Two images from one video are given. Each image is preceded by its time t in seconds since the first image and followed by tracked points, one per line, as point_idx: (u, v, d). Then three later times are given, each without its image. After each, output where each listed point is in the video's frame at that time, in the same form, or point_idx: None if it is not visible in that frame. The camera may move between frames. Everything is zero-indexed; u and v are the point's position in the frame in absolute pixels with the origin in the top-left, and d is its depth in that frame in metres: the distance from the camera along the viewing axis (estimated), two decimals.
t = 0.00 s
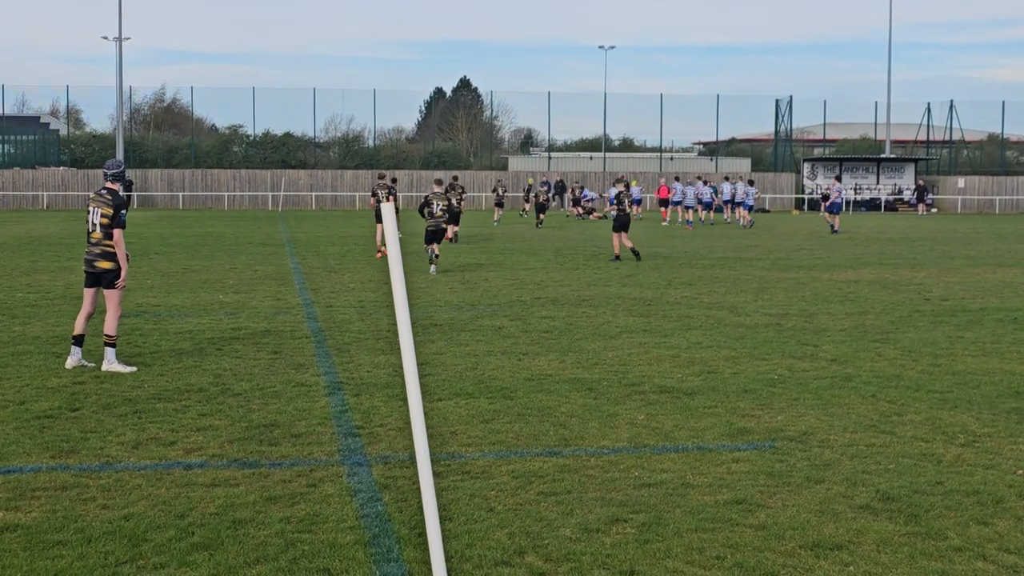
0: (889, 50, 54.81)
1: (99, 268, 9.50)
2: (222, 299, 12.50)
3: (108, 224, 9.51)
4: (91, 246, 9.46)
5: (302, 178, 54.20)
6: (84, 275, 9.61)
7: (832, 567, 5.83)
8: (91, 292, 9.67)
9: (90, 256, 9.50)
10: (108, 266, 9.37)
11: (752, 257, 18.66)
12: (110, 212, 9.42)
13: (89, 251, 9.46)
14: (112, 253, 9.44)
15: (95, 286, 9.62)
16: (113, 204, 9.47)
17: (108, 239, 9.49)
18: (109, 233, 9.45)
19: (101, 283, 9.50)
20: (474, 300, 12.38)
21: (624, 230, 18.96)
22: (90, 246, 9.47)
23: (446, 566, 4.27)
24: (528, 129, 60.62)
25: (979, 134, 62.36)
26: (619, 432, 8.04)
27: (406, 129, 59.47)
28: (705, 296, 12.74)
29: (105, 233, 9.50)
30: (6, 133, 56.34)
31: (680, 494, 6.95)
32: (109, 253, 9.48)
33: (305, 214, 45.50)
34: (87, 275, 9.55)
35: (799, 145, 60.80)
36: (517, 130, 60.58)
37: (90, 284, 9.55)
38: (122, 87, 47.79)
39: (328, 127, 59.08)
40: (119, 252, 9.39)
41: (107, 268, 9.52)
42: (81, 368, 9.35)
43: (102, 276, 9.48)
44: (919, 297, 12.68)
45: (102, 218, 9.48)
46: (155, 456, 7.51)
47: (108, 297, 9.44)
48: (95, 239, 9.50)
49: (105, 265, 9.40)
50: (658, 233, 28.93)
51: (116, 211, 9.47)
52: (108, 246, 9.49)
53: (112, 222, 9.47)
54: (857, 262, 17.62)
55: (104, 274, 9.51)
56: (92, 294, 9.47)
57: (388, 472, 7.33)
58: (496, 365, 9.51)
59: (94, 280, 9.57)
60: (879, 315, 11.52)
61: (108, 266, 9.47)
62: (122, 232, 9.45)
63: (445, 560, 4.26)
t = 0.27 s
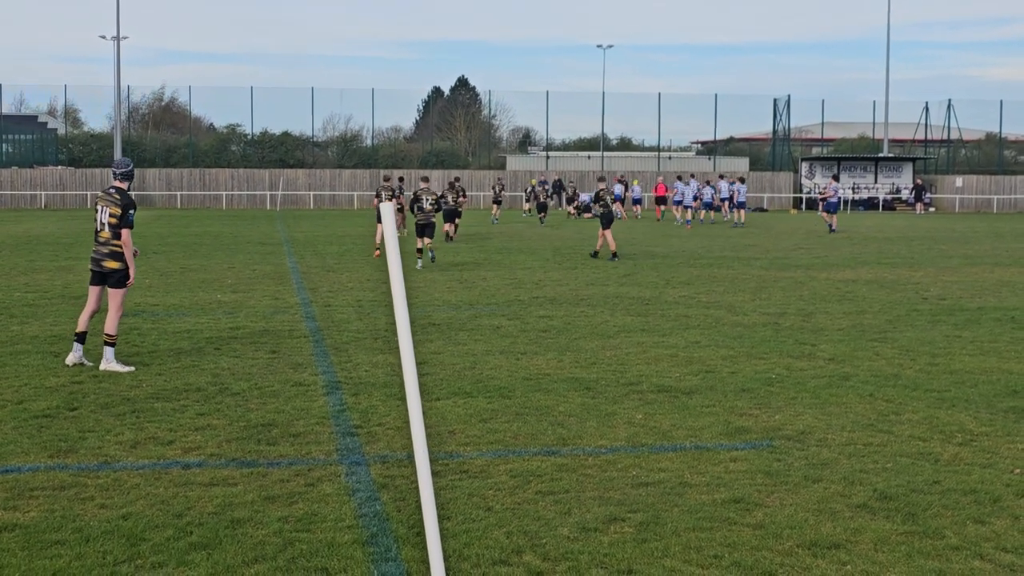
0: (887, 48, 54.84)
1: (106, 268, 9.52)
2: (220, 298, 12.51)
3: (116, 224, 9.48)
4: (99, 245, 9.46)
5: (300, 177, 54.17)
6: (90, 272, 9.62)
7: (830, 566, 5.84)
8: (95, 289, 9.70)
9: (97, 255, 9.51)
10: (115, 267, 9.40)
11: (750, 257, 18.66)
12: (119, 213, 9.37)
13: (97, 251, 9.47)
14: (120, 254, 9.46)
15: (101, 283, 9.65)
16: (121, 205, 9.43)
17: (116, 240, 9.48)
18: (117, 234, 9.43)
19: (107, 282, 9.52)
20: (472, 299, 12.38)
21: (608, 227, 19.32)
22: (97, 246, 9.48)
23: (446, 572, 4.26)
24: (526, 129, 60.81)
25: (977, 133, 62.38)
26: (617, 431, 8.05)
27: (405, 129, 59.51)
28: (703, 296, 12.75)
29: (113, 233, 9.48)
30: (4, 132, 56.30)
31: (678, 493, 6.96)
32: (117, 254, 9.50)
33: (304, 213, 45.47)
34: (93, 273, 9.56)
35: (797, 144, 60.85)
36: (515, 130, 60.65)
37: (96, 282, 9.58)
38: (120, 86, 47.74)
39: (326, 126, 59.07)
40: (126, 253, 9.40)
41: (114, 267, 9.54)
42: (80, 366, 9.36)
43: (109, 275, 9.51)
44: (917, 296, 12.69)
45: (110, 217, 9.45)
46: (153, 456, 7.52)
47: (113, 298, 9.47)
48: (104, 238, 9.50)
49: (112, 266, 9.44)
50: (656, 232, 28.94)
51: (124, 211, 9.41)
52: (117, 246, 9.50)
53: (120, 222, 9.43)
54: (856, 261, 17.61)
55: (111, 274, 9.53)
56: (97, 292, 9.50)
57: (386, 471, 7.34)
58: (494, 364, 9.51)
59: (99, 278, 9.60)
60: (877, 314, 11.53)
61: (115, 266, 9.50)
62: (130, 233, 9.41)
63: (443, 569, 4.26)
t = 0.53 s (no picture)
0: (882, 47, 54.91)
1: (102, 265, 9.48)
2: (214, 296, 12.50)
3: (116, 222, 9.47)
4: (95, 243, 9.42)
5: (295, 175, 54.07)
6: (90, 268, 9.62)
7: (823, 564, 5.85)
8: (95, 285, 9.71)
9: (94, 251, 9.47)
10: (110, 265, 9.36)
11: (745, 255, 18.66)
12: (119, 212, 9.37)
13: (93, 247, 9.42)
14: (116, 253, 9.41)
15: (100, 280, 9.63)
16: (123, 204, 9.42)
17: (113, 238, 9.44)
18: (116, 232, 9.42)
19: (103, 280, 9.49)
20: (467, 297, 12.38)
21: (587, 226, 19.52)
22: (95, 242, 9.44)
23: None
24: (520, 127, 60.98)
25: (972, 131, 62.45)
26: (612, 429, 8.05)
27: (399, 127, 59.50)
28: (697, 294, 12.75)
29: (111, 231, 9.45)
30: None
31: (673, 491, 6.97)
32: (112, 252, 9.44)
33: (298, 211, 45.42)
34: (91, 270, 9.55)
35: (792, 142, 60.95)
36: (510, 128, 60.84)
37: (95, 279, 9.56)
38: (114, 84, 47.60)
39: (320, 125, 58.97)
40: (122, 253, 9.36)
41: (108, 265, 9.49)
42: (76, 363, 9.40)
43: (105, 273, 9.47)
44: (911, 295, 12.71)
45: (111, 216, 9.46)
46: (147, 454, 7.51)
47: (108, 295, 9.47)
48: (102, 235, 9.48)
49: (106, 264, 9.38)
50: (651, 231, 28.97)
51: (126, 211, 9.40)
52: (114, 244, 9.46)
53: (119, 221, 9.42)
54: (849, 260, 17.64)
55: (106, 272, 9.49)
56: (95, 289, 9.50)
57: (380, 469, 7.34)
58: (489, 362, 9.51)
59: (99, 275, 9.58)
60: (872, 313, 11.54)
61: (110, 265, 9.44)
62: (128, 233, 9.39)
63: None
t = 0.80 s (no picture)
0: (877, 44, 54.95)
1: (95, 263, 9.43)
2: (209, 293, 12.49)
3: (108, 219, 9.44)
4: (87, 240, 9.39)
5: (289, 172, 54.07)
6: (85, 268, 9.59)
7: (817, 561, 5.86)
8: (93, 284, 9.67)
9: (87, 250, 9.44)
10: (102, 261, 9.29)
11: (740, 252, 18.67)
12: (109, 208, 9.36)
13: (86, 245, 9.40)
14: (107, 249, 9.35)
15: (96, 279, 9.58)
16: (112, 200, 9.40)
17: (105, 235, 9.40)
18: (106, 228, 9.38)
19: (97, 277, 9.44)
20: (461, 295, 12.38)
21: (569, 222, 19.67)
22: (87, 240, 9.41)
23: None
24: (515, 125, 61.13)
25: (967, 129, 62.55)
26: (606, 426, 8.06)
27: (394, 124, 59.49)
28: (691, 292, 12.76)
29: (103, 227, 9.41)
30: None
31: (667, 488, 6.98)
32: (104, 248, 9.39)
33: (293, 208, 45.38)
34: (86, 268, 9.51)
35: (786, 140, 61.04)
36: (504, 126, 61.15)
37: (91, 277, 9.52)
38: (108, 80, 47.52)
39: (315, 122, 58.95)
40: (112, 248, 9.30)
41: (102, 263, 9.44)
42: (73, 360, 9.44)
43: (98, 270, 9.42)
44: (905, 292, 12.72)
45: (101, 212, 9.42)
46: (142, 451, 7.52)
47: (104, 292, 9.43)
48: (94, 232, 9.45)
49: (97, 261, 9.32)
50: (646, 228, 28.97)
51: (115, 207, 9.39)
52: (105, 241, 9.42)
53: (110, 217, 9.39)
54: (844, 257, 17.64)
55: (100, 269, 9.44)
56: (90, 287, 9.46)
57: (375, 467, 7.34)
58: (483, 360, 9.52)
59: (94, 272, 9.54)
60: (866, 310, 11.55)
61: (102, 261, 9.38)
62: (118, 228, 9.36)
63: None
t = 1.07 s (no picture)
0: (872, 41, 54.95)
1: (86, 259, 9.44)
2: (202, 289, 12.47)
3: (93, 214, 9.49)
4: (76, 237, 9.41)
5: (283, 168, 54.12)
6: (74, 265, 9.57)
7: (809, 558, 5.87)
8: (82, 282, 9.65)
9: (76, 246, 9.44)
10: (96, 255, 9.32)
11: (734, 250, 18.66)
12: (95, 203, 9.43)
13: (75, 241, 9.43)
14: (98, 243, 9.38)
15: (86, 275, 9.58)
16: (97, 195, 9.48)
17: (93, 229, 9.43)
18: (94, 222, 9.43)
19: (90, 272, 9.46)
20: (455, 291, 12.38)
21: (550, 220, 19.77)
22: (76, 237, 9.42)
23: None
24: (509, 121, 61.23)
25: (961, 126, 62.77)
26: (599, 423, 8.06)
27: (388, 120, 59.30)
28: (685, 289, 12.76)
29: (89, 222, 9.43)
30: None
31: (659, 485, 6.99)
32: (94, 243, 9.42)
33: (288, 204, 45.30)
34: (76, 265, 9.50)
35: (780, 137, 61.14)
36: (498, 122, 61.26)
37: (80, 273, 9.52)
38: (102, 75, 47.43)
39: (309, 117, 58.91)
40: (103, 242, 9.33)
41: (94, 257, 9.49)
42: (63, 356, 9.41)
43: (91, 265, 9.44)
44: (898, 290, 12.73)
45: (87, 208, 9.47)
46: (134, 447, 7.51)
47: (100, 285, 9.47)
48: (81, 229, 9.47)
49: (91, 255, 9.34)
50: (640, 225, 28.97)
51: (101, 202, 9.47)
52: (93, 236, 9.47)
53: (96, 212, 9.45)
54: (837, 255, 17.63)
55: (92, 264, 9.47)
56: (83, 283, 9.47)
57: (368, 463, 7.35)
58: (477, 356, 9.51)
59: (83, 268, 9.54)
60: (859, 308, 11.57)
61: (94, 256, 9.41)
62: (106, 221, 9.41)
63: None
